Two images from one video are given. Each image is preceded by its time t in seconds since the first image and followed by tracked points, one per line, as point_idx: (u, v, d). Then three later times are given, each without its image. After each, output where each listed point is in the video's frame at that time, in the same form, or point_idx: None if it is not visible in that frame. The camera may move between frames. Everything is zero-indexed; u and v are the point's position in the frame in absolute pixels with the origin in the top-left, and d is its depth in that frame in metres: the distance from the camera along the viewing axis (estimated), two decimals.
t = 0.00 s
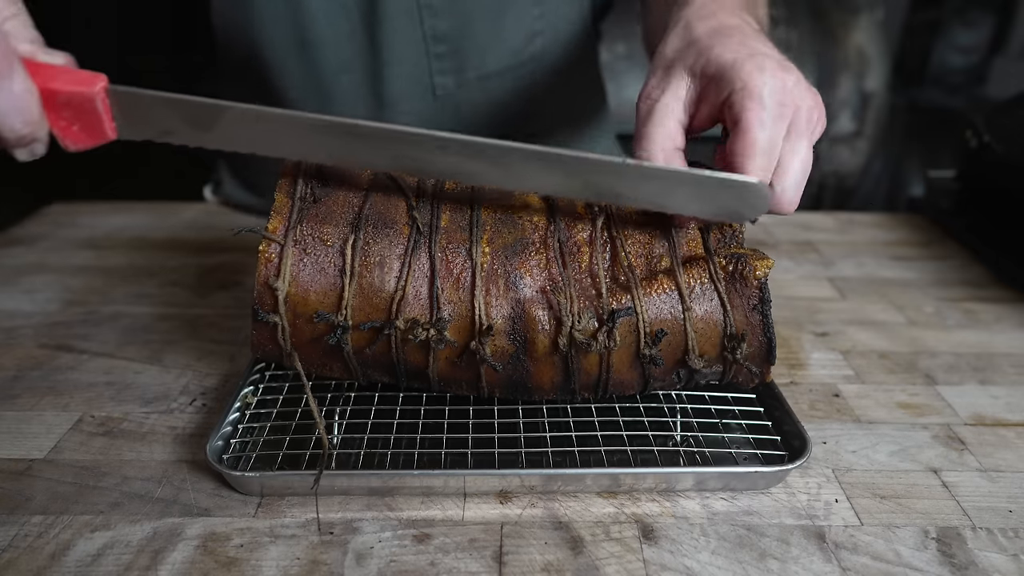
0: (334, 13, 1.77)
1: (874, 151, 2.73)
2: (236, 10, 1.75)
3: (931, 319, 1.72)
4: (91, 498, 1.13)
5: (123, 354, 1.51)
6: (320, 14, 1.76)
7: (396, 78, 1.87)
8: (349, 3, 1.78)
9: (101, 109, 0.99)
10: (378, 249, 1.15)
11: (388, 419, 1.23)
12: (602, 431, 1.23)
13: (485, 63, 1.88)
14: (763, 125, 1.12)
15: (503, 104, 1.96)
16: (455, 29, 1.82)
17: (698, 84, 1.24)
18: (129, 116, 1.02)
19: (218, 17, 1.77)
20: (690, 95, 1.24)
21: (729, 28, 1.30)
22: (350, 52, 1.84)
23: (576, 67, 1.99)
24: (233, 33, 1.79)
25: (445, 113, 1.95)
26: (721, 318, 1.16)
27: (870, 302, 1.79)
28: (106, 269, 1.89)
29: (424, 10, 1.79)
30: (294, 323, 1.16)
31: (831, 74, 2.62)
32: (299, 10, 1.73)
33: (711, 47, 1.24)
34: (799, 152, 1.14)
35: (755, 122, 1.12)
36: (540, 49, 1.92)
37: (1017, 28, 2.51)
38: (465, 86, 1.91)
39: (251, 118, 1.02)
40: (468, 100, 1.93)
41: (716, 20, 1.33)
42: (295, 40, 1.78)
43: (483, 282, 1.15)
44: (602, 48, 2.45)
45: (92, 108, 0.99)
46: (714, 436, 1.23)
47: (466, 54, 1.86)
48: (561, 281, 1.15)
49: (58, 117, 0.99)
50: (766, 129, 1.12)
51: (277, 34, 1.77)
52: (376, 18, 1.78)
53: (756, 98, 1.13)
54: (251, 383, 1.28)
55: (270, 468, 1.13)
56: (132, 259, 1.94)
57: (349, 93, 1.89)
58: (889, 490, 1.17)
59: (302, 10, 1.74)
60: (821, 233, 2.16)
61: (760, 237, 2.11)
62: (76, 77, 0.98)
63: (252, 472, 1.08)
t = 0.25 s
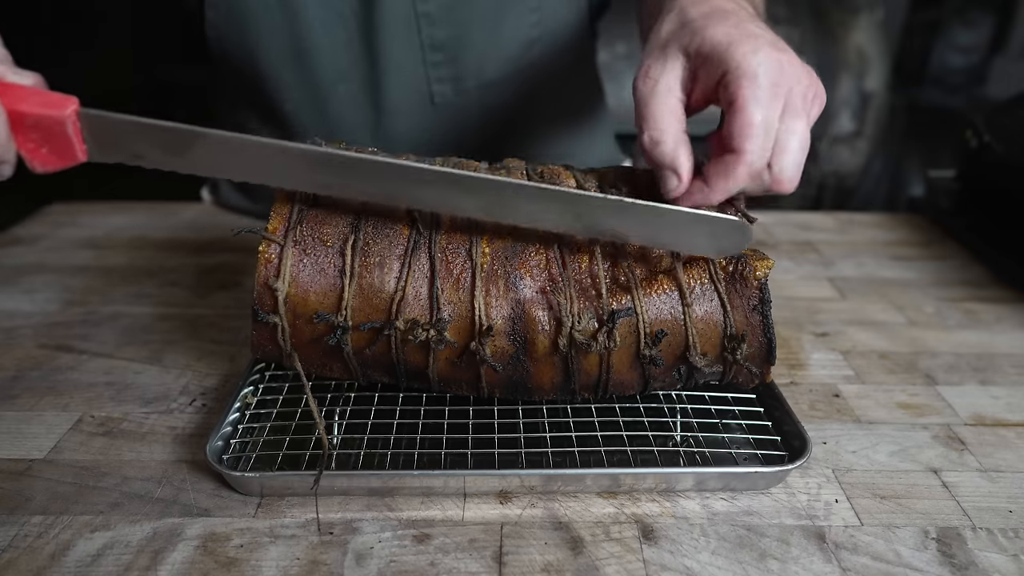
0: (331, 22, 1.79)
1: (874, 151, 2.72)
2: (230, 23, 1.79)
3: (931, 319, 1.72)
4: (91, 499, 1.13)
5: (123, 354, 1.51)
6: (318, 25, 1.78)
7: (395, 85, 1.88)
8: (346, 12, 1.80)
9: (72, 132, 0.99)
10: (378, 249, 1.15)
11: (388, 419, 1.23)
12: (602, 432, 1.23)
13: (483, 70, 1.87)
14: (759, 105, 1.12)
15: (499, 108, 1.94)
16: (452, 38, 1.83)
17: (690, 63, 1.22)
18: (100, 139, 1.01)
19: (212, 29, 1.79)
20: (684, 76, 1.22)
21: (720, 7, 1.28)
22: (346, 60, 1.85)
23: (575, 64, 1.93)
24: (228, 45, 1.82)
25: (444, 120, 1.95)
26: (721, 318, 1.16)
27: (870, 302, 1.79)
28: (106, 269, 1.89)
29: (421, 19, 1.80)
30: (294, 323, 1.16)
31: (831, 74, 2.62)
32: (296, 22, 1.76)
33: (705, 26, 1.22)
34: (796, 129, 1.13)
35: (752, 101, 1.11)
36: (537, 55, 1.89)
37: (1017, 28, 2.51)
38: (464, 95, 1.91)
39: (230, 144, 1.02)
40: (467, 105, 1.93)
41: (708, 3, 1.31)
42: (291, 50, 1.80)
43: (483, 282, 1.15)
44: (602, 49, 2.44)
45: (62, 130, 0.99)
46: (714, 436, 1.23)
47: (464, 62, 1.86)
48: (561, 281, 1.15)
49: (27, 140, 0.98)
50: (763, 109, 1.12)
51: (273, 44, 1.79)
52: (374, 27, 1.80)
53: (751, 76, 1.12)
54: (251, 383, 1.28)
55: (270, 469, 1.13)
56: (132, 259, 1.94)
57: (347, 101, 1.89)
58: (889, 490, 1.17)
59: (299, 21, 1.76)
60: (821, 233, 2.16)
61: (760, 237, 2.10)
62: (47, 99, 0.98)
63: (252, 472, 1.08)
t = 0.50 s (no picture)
0: (328, 27, 1.81)
1: (874, 151, 2.72)
2: (228, 26, 1.81)
3: (931, 319, 1.72)
4: (91, 499, 1.13)
5: (123, 354, 1.51)
6: (315, 28, 1.80)
7: (392, 88, 1.88)
8: (343, 16, 1.80)
9: (62, 131, 1.00)
10: (378, 249, 1.15)
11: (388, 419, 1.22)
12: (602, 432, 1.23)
13: (481, 71, 1.87)
14: (738, 119, 1.09)
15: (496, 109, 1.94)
16: (450, 39, 1.83)
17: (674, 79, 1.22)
18: (91, 136, 1.01)
19: (210, 31, 1.82)
20: (668, 90, 1.23)
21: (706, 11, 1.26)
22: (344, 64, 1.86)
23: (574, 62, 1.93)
24: (226, 48, 1.85)
25: (442, 123, 1.95)
26: (721, 318, 1.16)
27: (870, 302, 1.79)
28: (106, 269, 1.89)
29: (418, 20, 1.79)
30: (294, 323, 1.16)
31: (831, 74, 2.61)
32: (293, 26, 1.77)
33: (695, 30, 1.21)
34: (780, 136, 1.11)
35: (727, 118, 1.09)
36: (535, 54, 1.88)
37: (1017, 28, 2.51)
38: (462, 95, 1.91)
39: (224, 136, 1.01)
40: (464, 105, 1.93)
41: (696, 6, 1.29)
42: (287, 54, 1.82)
43: (483, 282, 1.15)
44: (601, 49, 2.44)
45: (52, 129, 0.99)
46: (714, 436, 1.23)
47: (461, 63, 1.86)
48: (561, 281, 1.15)
49: (19, 140, 1.00)
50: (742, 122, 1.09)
51: (270, 49, 1.81)
52: (370, 29, 1.79)
53: (728, 90, 1.09)
54: (250, 383, 1.28)
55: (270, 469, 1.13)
56: (132, 259, 1.94)
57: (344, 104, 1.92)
58: (889, 490, 1.17)
59: (296, 25, 1.77)
60: (821, 233, 2.15)
61: (760, 237, 2.10)
62: (36, 99, 0.99)
63: (252, 472, 1.08)
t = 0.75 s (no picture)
0: (324, 28, 1.81)
1: (874, 151, 2.72)
2: (222, 27, 1.78)
3: (931, 319, 1.72)
4: (91, 499, 1.13)
5: (123, 354, 1.51)
6: (313, 29, 1.79)
7: (391, 89, 1.88)
8: (339, 16, 1.80)
9: (63, 136, 0.99)
10: (377, 247, 1.15)
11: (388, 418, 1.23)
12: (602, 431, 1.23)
13: (479, 71, 1.88)
14: (762, 121, 1.12)
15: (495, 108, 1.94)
16: (447, 38, 1.83)
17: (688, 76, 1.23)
18: (92, 141, 1.01)
19: (204, 34, 1.79)
20: (684, 86, 1.22)
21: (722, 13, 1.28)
22: (341, 64, 1.87)
23: (573, 63, 1.95)
24: (220, 49, 1.82)
25: (441, 122, 1.96)
26: (721, 316, 1.16)
27: (870, 302, 1.79)
28: (106, 269, 1.89)
29: (415, 19, 1.79)
30: (294, 322, 1.16)
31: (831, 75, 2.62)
32: (290, 29, 1.76)
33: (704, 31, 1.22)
34: (796, 143, 1.15)
35: (753, 118, 1.11)
36: (534, 53, 1.88)
37: (1017, 28, 2.51)
38: (460, 95, 1.91)
39: (223, 142, 1.01)
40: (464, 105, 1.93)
41: (708, 8, 1.30)
42: (284, 56, 1.81)
43: (483, 280, 1.15)
44: (601, 50, 2.45)
45: (53, 134, 0.99)
46: (713, 436, 1.23)
47: (458, 63, 1.86)
48: (561, 279, 1.15)
49: (19, 146, 0.99)
50: (765, 126, 1.12)
51: (266, 51, 1.80)
52: (367, 29, 1.79)
53: (752, 93, 1.12)
54: (251, 383, 1.28)
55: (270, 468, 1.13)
56: (132, 259, 1.94)
57: (343, 105, 1.92)
58: (889, 490, 1.17)
59: (293, 28, 1.76)
60: (821, 233, 2.16)
61: (760, 237, 2.10)
62: (36, 104, 0.98)
63: (252, 472, 1.08)
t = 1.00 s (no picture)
0: (324, 28, 1.80)
1: (874, 151, 2.72)
2: (222, 28, 1.78)
3: (931, 319, 1.72)
4: (91, 499, 1.13)
5: (123, 354, 1.51)
6: (312, 29, 1.79)
7: (392, 90, 1.88)
8: (338, 17, 1.80)
9: (87, 141, 1.00)
10: (377, 247, 1.15)
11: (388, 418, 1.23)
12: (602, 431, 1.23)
13: (478, 70, 1.88)
14: (746, 101, 1.11)
15: (494, 107, 1.94)
16: (446, 38, 1.83)
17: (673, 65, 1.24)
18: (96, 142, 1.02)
19: (204, 34, 1.79)
20: (667, 74, 1.24)
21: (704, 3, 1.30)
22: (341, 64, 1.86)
23: (572, 59, 1.94)
24: (220, 50, 1.82)
25: (440, 121, 1.97)
26: (721, 315, 1.16)
27: (870, 302, 1.79)
28: (106, 269, 1.89)
29: (414, 20, 1.79)
30: (294, 322, 1.16)
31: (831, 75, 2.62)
32: (290, 29, 1.76)
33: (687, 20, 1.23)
34: (782, 122, 1.14)
35: (738, 98, 1.11)
36: (533, 53, 1.88)
37: (1017, 28, 2.51)
38: (459, 94, 1.92)
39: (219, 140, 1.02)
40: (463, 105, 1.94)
41: None
42: (284, 56, 1.81)
43: (483, 279, 1.15)
44: (601, 49, 2.45)
45: (78, 139, 1.00)
46: (714, 436, 1.23)
47: (458, 62, 1.86)
48: (561, 279, 1.15)
49: (44, 151, 0.99)
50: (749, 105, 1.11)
51: (266, 51, 1.80)
52: (366, 29, 1.79)
53: (735, 74, 1.12)
54: (251, 383, 1.28)
55: (270, 468, 1.13)
56: (132, 259, 1.94)
57: (343, 105, 1.92)
58: (889, 490, 1.17)
59: (292, 28, 1.76)
60: (821, 233, 2.16)
61: (760, 237, 2.10)
62: (62, 110, 0.99)
63: (252, 471, 1.08)
